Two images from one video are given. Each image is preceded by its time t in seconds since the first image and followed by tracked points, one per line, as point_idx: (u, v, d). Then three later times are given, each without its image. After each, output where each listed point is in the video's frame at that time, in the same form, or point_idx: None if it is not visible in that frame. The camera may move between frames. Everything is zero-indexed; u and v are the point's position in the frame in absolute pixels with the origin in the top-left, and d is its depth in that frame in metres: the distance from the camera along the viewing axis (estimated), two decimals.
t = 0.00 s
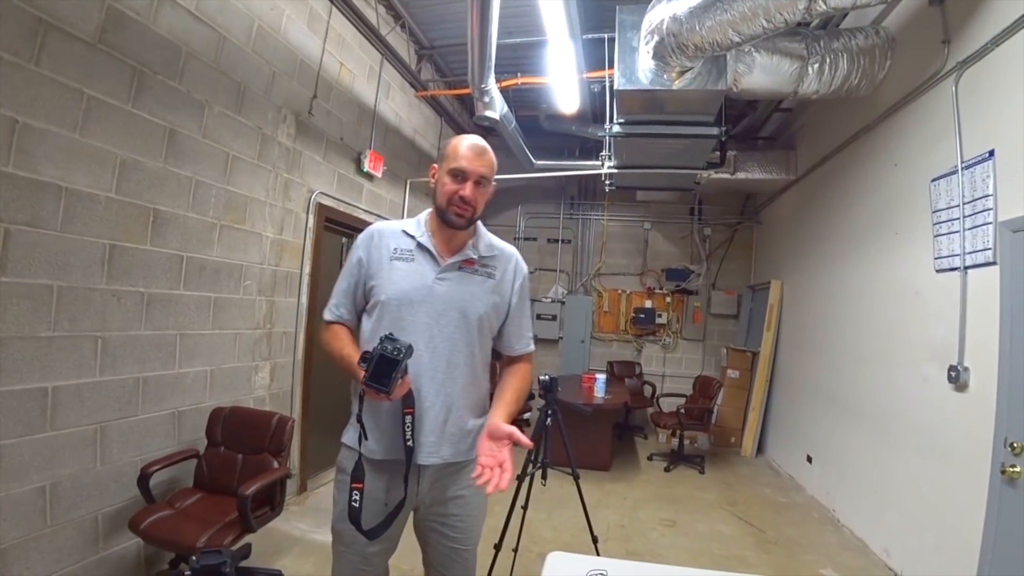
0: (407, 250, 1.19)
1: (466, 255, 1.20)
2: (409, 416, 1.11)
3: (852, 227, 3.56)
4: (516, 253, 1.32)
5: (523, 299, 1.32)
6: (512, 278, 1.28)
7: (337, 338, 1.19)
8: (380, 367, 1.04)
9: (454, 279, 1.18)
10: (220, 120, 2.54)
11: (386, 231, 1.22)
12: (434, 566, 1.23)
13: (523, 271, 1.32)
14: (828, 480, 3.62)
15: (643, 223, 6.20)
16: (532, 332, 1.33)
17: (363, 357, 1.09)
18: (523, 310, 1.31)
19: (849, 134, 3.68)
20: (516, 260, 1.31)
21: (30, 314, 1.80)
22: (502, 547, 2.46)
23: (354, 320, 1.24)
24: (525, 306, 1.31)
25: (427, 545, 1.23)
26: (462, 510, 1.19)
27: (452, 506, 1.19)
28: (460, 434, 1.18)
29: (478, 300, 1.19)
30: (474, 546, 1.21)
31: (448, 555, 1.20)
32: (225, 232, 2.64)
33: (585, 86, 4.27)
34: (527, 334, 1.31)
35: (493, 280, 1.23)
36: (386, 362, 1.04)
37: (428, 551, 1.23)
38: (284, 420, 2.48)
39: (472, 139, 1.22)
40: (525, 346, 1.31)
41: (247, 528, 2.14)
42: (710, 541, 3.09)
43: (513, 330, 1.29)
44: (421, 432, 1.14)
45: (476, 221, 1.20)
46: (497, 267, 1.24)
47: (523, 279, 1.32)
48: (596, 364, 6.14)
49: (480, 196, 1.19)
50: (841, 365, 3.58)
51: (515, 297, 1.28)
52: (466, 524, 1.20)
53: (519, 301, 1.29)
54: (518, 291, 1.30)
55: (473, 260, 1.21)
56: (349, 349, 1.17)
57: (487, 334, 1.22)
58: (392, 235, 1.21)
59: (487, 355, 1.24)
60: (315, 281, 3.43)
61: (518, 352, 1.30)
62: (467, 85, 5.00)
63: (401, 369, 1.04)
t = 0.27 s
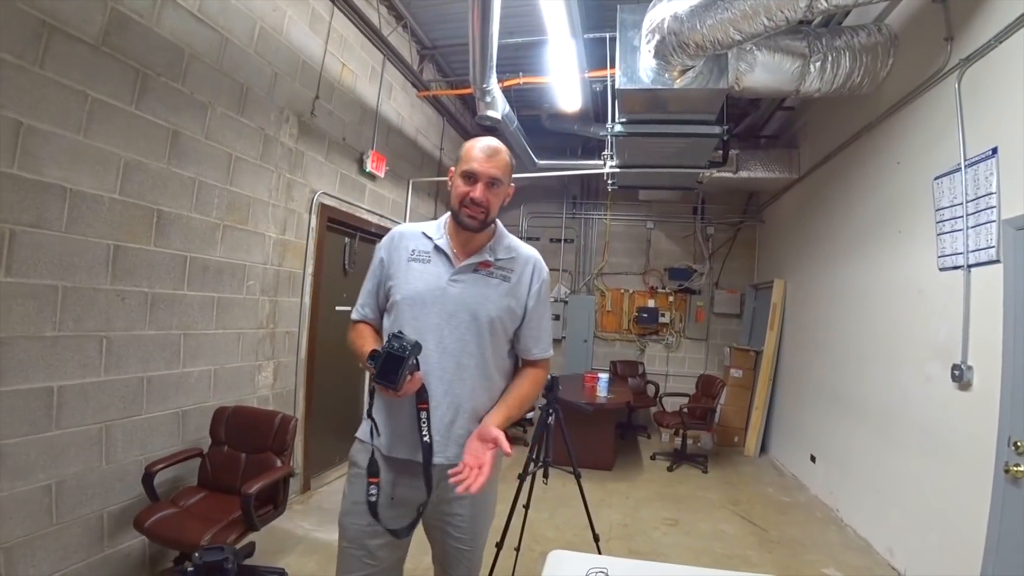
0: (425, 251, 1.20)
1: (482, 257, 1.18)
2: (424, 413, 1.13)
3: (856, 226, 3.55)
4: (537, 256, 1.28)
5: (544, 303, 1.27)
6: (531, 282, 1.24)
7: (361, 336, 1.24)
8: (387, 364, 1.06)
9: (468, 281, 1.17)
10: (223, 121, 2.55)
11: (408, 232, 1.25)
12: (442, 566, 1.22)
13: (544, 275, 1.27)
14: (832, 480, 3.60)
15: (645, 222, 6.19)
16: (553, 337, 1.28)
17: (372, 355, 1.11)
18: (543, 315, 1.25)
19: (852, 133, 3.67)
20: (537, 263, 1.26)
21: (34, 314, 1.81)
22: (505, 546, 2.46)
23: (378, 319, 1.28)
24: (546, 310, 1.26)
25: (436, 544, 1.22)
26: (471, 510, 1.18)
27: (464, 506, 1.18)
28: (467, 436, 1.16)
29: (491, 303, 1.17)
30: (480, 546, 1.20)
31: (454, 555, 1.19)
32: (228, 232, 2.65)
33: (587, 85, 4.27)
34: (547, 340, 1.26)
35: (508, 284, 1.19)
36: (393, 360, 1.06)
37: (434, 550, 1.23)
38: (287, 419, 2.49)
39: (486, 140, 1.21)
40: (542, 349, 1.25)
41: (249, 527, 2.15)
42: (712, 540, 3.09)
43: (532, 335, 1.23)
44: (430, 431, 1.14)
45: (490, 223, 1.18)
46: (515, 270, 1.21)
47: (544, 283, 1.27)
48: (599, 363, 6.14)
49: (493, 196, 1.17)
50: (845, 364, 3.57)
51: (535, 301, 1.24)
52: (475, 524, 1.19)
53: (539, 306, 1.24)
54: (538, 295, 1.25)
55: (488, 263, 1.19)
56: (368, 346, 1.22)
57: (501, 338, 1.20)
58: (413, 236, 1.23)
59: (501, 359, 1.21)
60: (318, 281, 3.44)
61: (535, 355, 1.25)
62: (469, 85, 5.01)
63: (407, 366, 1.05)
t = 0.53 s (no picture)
0: (424, 253, 1.22)
1: (481, 257, 1.19)
2: (427, 409, 1.13)
3: (859, 225, 3.54)
4: (536, 255, 1.29)
5: (544, 301, 1.27)
6: (530, 280, 1.25)
7: (365, 337, 1.27)
8: (388, 362, 1.07)
9: (466, 280, 1.18)
10: (227, 122, 2.57)
11: (407, 234, 1.27)
12: (445, 561, 1.23)
13: (543, 273, 1.28)
14: (835, 480, 3.60)
15: (649, 222, 6.19)
16: (554, 334, 1.28)
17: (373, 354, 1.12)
18: (543, 312, 1.26)
19: (855, 132, 3.66)
20: (536, 262, 1.27)
21: (42, 314, 1.84)
22: (508, 545, 2.47)
23: (381, 320, 1.30)
24: (546, 308, 1.27)
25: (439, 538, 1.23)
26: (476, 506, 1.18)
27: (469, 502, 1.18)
28: (469, 435, 1.17)
29: (490, 301, 1.18)
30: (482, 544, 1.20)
31: (457, 551, 1.20)
32: (233, 232, 2.67)
33: (589, 85, 4.28)
34: (547, 337, 1.26)
35: (507, 282, 1.21)
36: (393, 357, 1.07)
37: (438, 547, 1.23)
38: (292, 418, 2.51)
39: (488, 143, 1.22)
40: (544, 346, 1.26)
41: (255, 525, 2.17)
42: (715, 539, 3.09)
43: (532, 332, 1.24)
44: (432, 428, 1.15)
45: (491, 227, 1.20)
46: (513, 268, 1.22)
47: (544, 281, 1.28)
48: (602, 362, 6.14)
49: (495, 201, 1.18)
50: (849, 363, 3.56)
51: (534, 299, 1.24)
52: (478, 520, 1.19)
53: (538, 304, 1.25)
54: (537, 293, 1.26)
55: (487, 262, 1.20)
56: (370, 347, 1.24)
57: (502, 336, 1.20)
58: (412, 237, 1.25)
59: (502, 357, 1.22)
60: (322, 281, 3.46)
61: (536, 353, 1.25)
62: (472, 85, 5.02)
63: (406, 364, 1.06)
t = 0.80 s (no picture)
0: (404, 249, 1.22)
1: (461, 249, 1.20)
2: (414, 409, 1.14)
3: (860, 223, 3.54)
4: (515, 244, 1.30)
5: (525, 288, 1.29)
6: (511, 269, 1.26)
7: (349, 339, 1.26)
8: (380, 356, 1.07)
9: (449, 273, 1.19)
10: (231, 123, 2.58)
11: (386, 233, 1.26)
12: (440, 560, 1.22)
13: (523, 260, 1.29)
14: (837, 478, 3.60)
15: (650, 221, 6.20)
16: (538, 321, 1.29)
17: (365, 348, 1.12)
18: (526, 299, 1.27)
19: (857, 130, 3.66)
20: (515, 250, 1.28)
21: (48, 314, 1.85)
22: (511, 543, 2.47)
23: (364, 322, 1.30)
24: (527, 295, 1.28)
25: (433, 536, 1.23)
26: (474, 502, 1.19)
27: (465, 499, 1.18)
28: (462, 429, 1.17)
29: (473, 292, 1.19)
30: (478, 541, 1.20)
31: (451, 548, 1.19)
32: (237, 232, 2.69)
33: (591, 85, 4.28)
34: (532, 324, 1.27)
35: (488, 272, 1.22)
36: (385, 351, 1.07)
37: (433, 546, 1.23)
38: (296, 417, 2.52)
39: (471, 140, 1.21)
40: (526, 334, 1.26)
41: (260, 523, 2.19)
42: (717, 537, 3.10)
43: (516, 321, 1.25)
44: (420, 425, 1.15)
45: (475, 223, 1.22)
46: (493, 258, 1.23)
47: (524, 269, 1.29)
48: (604, 361, 6.15)
49: (481, 200, 1.20)
50: (850, 361, 3.57)
51: (516, 287, 1.26)
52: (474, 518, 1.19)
53: (520, 291, 1.26)
54: (518, 281, 1.27)
55: (468, 253, 1.21)
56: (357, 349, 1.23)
57: (487, 327, 1.21)
58: (390, 236, 1.25)
59: (489, 349, 1.22)
60: (325, 280, 3.47)
61: (518, 342, 1.26)
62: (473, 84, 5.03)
63: (400, 358, 1.07)
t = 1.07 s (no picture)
0: (391, 248, 1.22)
1: (449, 244, 1.20)
2: (401, 410, 1.12)
3: (860, 222, 3.55)
4: (502, 237, 1.31)
5: (515, 280, 1.29)
6: (500, 262, 1.26)
7: (332, 341, 1.26)
8: (377, 353, 1.07)
9: (438, 270, 1.19)
10: (233, 122, 2.58)
11: (370, 233, 1.26)
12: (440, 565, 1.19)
13: (511, 252, 1.30)
14: (835, 475, 3.62)
15: (650, 219, 6.20)
16: (530, 312, 1.30)
17: (363, 346, 1.12)
18: (515, 291, 1.28)
19: (857, 129, 3.67)
20: (502, 243, 1.29)
21: (50, 313, 1.85)
22: (512, 541, 2.48)
23: (349, 323, 1.30)
24: (517, 287, 1.29)
25: (435, 539, 1.21)
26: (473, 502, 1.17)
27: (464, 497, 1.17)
28: (457, 428, 1.17)
29: (462, 287, 1.19)
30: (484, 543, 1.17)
31: (451, 553, 1.17)
32: (238, 231, 2.69)
33: (591, 83, 4.28)
34: (523, 315, 1.28)
35: (477, 266, 1.22)
36: (382, 348, 1.07)
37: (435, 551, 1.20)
38: (297, 415, 2.53)
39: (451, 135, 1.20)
40: (519, 327, 1.27)
41: (263, 520, 2.21)
42: (716, 534, 3.11)
43: (507, 313, 1.26)
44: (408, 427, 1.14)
45: (459, 219, 1.22)
46: (482, 252, 1.23)
47: (513, 261, 1.30)
48: (604, 359, 6.17)
49: (464, 195, 1.19)
50: (849, 359, 3.58)
51: (505, 279, 1.26)
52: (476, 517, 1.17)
53: (509, 284, 1.27)
54: (507, 274, 1.27)
55: (456, 248, 1.21)
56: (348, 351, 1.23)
57: (479, 321, 1.21)
58: (376, 235, 1.25)
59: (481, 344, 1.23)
60: (326, 278, 3.48)
61: (510, 335, 1.27)
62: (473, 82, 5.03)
63: (395, 357, 1.06)
